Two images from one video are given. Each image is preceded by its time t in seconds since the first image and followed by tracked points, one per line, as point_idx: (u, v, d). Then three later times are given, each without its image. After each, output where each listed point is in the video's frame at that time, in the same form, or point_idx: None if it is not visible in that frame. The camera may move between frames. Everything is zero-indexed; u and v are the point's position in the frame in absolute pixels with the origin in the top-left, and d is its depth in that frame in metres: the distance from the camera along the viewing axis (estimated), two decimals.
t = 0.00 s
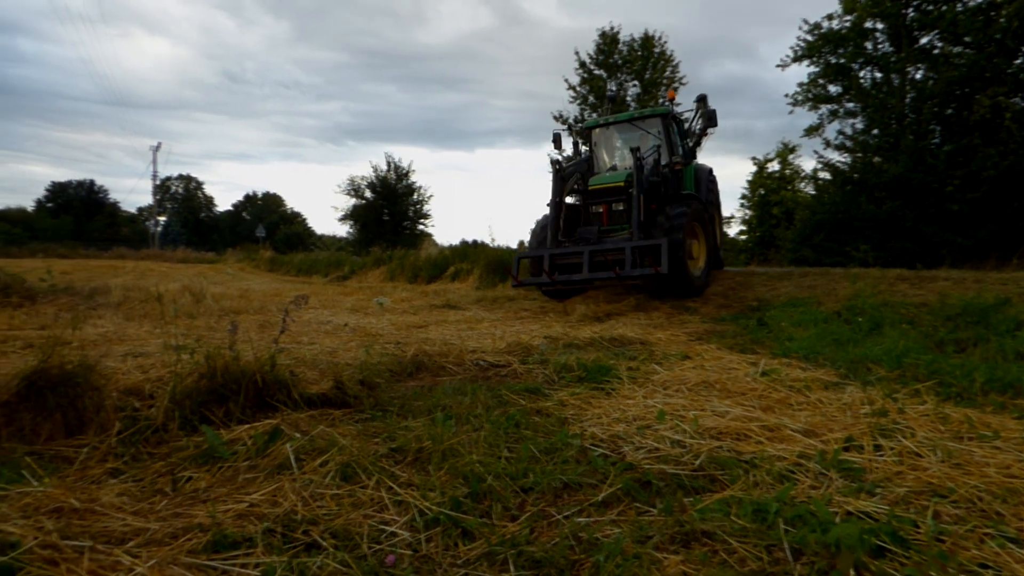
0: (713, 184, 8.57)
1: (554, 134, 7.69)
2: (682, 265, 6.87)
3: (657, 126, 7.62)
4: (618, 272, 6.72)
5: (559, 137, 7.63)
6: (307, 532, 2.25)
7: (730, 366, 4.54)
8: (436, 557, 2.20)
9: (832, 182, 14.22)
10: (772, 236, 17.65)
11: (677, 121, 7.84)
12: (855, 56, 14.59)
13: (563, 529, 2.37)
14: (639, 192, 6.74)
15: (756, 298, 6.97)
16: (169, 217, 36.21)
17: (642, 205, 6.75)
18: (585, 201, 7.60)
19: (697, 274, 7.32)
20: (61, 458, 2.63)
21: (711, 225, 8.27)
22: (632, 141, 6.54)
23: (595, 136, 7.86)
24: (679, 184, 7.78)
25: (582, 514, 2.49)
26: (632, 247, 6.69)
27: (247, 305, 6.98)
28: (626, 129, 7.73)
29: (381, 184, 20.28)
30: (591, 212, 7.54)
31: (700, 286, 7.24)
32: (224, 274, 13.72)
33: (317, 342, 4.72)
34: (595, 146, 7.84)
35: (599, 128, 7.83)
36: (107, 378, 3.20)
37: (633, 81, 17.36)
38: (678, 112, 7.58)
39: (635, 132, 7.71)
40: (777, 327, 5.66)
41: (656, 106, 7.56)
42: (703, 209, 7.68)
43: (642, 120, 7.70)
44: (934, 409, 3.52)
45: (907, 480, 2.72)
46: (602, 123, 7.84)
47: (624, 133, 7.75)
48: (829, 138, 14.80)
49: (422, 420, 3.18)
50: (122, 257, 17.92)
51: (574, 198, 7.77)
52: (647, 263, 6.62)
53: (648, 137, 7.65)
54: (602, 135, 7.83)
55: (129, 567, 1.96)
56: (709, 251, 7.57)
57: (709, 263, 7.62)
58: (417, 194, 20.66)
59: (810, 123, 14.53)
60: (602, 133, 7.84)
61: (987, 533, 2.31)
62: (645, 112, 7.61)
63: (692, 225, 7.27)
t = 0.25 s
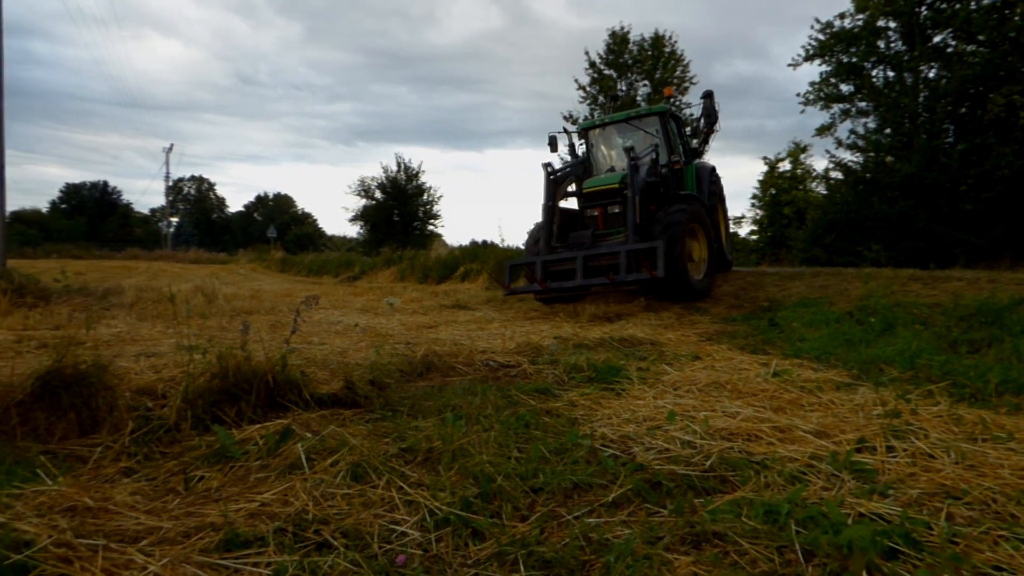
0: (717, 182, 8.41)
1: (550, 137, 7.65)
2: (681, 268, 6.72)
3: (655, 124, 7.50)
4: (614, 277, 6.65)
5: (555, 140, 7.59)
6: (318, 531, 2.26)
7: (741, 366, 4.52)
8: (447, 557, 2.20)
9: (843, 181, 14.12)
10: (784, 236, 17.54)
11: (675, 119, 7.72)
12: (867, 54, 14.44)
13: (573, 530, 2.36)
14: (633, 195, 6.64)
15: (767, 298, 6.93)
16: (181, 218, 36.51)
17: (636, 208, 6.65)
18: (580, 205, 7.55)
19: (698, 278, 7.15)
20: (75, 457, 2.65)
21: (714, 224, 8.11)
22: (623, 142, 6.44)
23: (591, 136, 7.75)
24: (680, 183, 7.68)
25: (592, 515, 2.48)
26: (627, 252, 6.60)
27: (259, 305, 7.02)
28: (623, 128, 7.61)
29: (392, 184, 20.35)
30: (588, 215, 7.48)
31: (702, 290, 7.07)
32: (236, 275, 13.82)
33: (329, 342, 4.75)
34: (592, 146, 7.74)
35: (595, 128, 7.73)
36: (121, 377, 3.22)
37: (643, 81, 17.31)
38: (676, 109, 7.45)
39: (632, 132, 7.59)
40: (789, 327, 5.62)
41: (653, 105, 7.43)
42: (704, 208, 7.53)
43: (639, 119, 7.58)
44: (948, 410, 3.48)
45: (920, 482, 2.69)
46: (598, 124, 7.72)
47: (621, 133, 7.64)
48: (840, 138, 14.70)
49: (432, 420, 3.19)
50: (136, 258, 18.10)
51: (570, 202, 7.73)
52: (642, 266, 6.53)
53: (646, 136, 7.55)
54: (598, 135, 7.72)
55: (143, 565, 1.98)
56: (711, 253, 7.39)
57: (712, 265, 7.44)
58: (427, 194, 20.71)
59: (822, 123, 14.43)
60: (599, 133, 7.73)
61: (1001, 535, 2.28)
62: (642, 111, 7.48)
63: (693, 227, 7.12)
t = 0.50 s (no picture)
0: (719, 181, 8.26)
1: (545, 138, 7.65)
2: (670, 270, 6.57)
3: (651, 122, 7.43)
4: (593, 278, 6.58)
5: (550, 140, 7.61)
6: (325, 531, 2.27)
7: (748, 366, 4.50)
8: (453, 557, 2.20)
9: (851, 181, 14.06)
10: (791, 236, 17.47)
11: (672, 116, 7.65)
12: (875, 53, 14.36)
13: (580, 530, 2.36)
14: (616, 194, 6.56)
15: (775, 298, 6.90)
16: (189, 219, 36.71)
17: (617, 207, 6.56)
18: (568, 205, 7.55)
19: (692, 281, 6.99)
20: (85, 457, 2.67)
21: (714, 224, 7.95)
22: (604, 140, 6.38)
23: (586, 136, 7.68)
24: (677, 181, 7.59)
25: (599, 515, 2.47)
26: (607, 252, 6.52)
27: (266, 306, 7.05)
28: (619, 127, 7.54)
29: (398, 184, 20.39)
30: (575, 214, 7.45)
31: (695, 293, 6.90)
32: (244, 275, 13.89)
33: (336, 343, 4.76)
34: (588, 146, 7.69)
35: (590, 128, 7.67)
36: (129, 377, 3.24)
37: (650, 81, 17.28)
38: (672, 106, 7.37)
39: (628, 130, 7.52)
40: (796, 327, 5.60)
41: (649, 102, 7.36)
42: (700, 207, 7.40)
43: (635, 117, 7.52)
44: (957, 411, 3.45)
45: (929, 483, 2.67)
46: (593, 123, 7.66)
47: (617, 131, 7.57)
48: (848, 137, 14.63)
49: (439, 420, 3.19)
50: (144, 259, 18.21)
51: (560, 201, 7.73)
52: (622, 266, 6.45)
53: (643, 134, 7.47)
54: (594, 135, 7.65)
55: (151, 565, 1.99)
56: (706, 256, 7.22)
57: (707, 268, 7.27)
58: (433, 194, 20.74)
59: (829, 122, 14.37)
60: (594, 133, 7.66)
61: (1011, 536, 2.26)
62: (637, 109, 7.41)
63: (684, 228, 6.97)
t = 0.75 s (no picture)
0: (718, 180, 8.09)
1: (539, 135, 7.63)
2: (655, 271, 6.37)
3: (646, 118, 7.33)
4: (568, 277, 6.41)
5: (546, 137, 7.59)
6: (328, 531, 2.27)
7: (750, 367, 4.50)
8: (456, 557, 2.21)
9: (855, 181, 14.02)
10: (794, 236, 17.43)
11: (667, 113, 7.54)
12: (879, 52, 14.31)
13: (582, 530, 2.36)
14: (599, 192, 6.43)
15: (778, 298, 6.89)
16: (193, 219, 36.80)
17: (598, 205, 6.41)
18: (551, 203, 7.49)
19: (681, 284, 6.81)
20: (89, 456, 2.68)
21: (710, 226, 7.75)
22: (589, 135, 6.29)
23: (580, 134, 7.60)
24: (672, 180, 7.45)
25: (602, 515, 2.47)
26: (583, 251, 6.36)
27: (270, 306, 7.06)
28: (613, 124, 7.45)
29: (401, 184, 20.41)
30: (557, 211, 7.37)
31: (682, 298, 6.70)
32: (247, 275, 13.92)
33: (338, 342, 4.77)
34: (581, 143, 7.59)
35: (583, 125, 7.58)
36: (133, 377, 3.26)
37: (653, 81, 17.26)
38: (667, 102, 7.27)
39: (623, 127, 7.43)
40: (799, 327, 5.59)
41: (643, 98, 7.26)
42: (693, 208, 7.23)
43: (630, 114, 7.43)
44: (961, 411, 3.44)
45: (932, 484, 2.66)
46: (587, 120, 7.57)
47: (612, 129, 7.48)
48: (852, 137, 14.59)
49: (441, 420, 3.19)
50: (148, 259, 18.27)
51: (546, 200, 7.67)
52: (597, 266, 6.28)
53: (638, 131, 7.38)
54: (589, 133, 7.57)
55: (155, 563, 1.99)
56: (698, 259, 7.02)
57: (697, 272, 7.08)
58: (436, 194, 20.76)
59: (833, 122, 14.33)
60: (588, 131, 7.58)
61: (1016, 538, 2.26)
62: (631, 105, 7.32)
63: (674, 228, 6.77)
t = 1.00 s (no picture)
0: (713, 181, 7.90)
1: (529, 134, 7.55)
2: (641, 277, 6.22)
3: (637, 115, 7.17)
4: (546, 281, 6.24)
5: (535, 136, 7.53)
6: (332, 530, 2.28)
7: (755, 367, 4.49)
8: (460, 556, 2.21)
9: (860, 180, 13.97)
10: (799, 236, 17.38)
11: (659, 110, 7.40)
12: (885, 52, 14.25)
13: (586, 530, 2.36)
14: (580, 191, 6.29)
15: (783, 298, 6.88)
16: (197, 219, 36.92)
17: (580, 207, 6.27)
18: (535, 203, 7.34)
19: (668, 291, 6.65)
20: (95, 454, 2.69)
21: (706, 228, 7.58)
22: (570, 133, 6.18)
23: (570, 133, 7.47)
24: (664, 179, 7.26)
25: (606, 516, 2.47)
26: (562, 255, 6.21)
27: (274, 306, 7.08)
28: (603, 122, 7.30)
29: (405, 184, 20.43)
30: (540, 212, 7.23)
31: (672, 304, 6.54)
32: (251, 275, 13.94)
33: (342, 342, 4.78)
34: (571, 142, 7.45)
35: (572, 123, 7.43)
36: (139, 376, 3.27)
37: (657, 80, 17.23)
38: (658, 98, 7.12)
39: (613, 125, 7.27)
40: (804, 328, 5.58)
41: (633, 95, 7.12)
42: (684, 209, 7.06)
43: (619, 111, 7.27)
44: (967, 413, 3.43)
45: (939, 485, 2.65)
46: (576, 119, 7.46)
47: (601, 127, 7.33)
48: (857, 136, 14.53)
49: (445, 420, 3.19)
50: (153, 259, 18.32)
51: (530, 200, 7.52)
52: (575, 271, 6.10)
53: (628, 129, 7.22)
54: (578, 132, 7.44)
55: (161, 561, 2.00)
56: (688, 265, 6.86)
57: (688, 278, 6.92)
58: (440, 194, 20.77)
59: (838, 122, 14.28)
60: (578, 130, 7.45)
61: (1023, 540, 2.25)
62: (620, 101, 7.16)
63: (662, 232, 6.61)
